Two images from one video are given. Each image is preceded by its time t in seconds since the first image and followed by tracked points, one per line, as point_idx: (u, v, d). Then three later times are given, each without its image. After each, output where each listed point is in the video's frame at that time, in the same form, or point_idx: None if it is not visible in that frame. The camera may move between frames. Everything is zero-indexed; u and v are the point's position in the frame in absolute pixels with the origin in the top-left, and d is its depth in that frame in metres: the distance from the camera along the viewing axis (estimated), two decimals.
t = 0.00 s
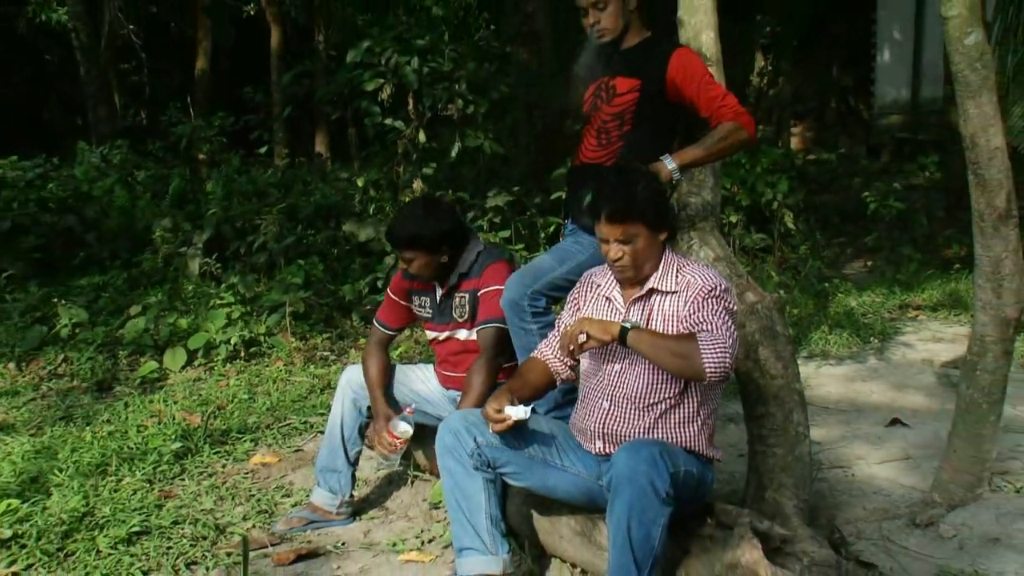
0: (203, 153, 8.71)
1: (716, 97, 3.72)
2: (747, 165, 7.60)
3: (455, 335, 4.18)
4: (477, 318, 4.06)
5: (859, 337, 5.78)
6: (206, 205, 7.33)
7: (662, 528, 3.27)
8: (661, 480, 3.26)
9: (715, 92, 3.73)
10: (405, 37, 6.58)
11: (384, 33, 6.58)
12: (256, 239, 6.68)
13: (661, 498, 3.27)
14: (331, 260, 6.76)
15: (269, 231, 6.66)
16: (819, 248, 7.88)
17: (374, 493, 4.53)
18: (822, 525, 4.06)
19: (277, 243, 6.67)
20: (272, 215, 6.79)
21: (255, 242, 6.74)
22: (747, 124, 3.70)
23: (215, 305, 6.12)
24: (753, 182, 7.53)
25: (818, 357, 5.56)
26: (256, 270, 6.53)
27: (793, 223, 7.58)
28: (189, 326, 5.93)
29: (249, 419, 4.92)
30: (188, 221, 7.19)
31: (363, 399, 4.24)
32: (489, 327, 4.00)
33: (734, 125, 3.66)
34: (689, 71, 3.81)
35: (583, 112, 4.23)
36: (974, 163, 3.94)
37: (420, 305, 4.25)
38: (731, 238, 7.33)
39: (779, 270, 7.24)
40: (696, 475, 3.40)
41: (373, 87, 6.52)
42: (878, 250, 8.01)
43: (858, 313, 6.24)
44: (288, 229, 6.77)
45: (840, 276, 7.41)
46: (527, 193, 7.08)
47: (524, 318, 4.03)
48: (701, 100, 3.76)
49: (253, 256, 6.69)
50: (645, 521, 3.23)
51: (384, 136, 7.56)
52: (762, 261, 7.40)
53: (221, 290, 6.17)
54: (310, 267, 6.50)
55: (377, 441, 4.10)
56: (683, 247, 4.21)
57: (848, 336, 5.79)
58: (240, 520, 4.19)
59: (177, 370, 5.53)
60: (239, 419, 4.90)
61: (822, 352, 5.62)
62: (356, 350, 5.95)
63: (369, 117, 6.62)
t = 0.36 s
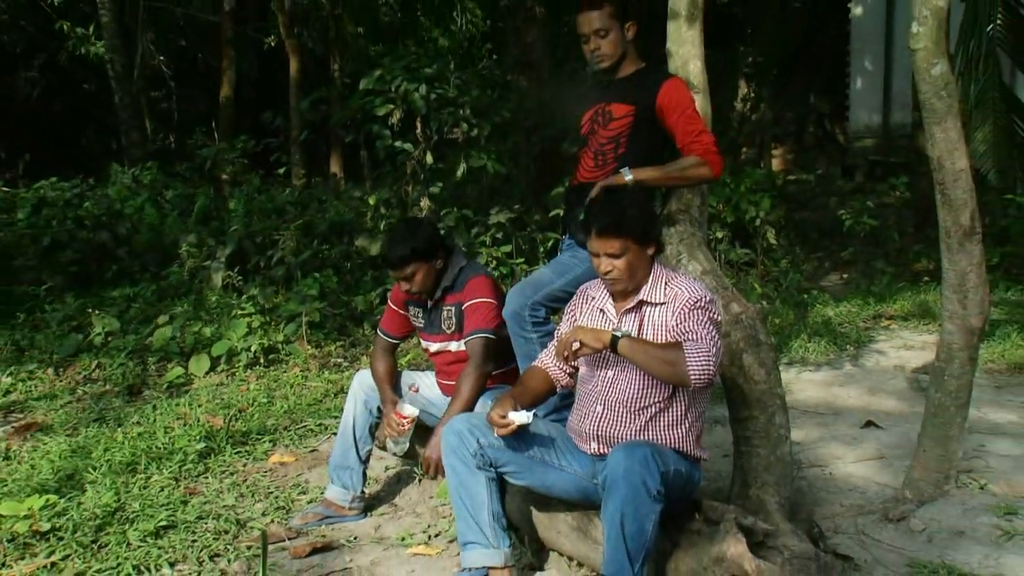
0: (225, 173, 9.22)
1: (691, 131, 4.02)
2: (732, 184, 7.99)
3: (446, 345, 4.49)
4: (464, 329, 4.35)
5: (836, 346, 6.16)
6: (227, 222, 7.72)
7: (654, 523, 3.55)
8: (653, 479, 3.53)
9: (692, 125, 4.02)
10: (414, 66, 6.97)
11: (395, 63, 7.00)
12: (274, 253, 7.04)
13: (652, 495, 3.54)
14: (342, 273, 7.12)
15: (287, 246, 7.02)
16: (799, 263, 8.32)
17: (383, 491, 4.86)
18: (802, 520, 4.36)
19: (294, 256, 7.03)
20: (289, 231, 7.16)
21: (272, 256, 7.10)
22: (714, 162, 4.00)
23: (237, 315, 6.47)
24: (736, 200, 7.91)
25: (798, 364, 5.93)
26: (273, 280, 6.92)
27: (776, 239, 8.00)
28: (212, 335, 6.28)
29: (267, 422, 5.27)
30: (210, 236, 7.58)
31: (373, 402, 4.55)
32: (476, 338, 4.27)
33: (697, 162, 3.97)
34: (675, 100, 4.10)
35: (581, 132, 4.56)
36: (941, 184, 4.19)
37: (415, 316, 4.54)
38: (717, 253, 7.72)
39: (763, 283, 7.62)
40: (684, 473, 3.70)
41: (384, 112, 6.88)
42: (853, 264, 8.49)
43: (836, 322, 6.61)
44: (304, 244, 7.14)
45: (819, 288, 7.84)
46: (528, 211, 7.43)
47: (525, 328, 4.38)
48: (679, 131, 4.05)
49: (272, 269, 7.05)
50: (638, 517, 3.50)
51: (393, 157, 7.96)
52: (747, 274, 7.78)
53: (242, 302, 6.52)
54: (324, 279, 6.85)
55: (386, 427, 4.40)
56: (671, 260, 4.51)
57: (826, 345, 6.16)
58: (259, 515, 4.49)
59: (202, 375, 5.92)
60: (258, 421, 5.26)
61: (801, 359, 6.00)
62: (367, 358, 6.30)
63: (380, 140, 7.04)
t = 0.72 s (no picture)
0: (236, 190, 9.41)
1: (681, 142, 4.17)
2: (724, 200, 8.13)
3: (444, 354, 4.65)
4: (461, 338, 4.49)
5: (825, 355, 6.33)
6: (237, 236, 7.91)
7: (650, 527, 3.69)
8: (649, 485, 3.67)
9: (681, 136, 4.18)
10: (418, 85, 7.16)
11: (399, 83, 7.19)
12: (283, 266, 7.23)
13: (649, 501, 3.68)
14: (348, 285, 7.29)
15: (295, 259, 7.21)
16: (789, 276, 8.50)
17: (388, 497, 5.01)
18: (793, 524, 4.51)
19: (303, 269, 7.21)
20: (297, 244, 7.34)
21: (281, 269, 7.28)
22: (705, 170, 4.15)
23: (247, 325, 6.64)
24: (729, 215, 8.03)
25: (789, 373, 6.10)
26: (281, 292, 7.12)
27: (767, 252, 8.16)
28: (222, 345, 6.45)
29: (276, 429, 5.44)
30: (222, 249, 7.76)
31: (377, 409, 4.70)
32: (473, 348, 4.39)
33: (689, 172, 4.11)
34: (663, 113, 4.26)
35: (577, 150, 4.73)
36: (926, 200, 4.36)
37: (416, 325, 4.72)
38: (710, 265, 7.91)
39: (755, 294, 7.81)
40: (680, 479, 3.85)
41: (389, 130, 7.06)
42: (841, 277, 8.69)
43: (825, 333, 6.78)
44: (313, 257, 7.31)
45: (808, 300, 8.03)
46: (527, 225, 7.61)
47: (525, 338, 4.56)
48: (669, 143, 4.20)
49: (281, 281, 7.24)
50: (634, 522, 3.64)
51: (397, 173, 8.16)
52: (739, 286, 7.96)
53: (251, 314, 6.70)
54: (331, 291, 7.02)
55: (388, 432, 4.57)
56: (667, 273, 4.65)
57: (815, 354, 6.33)
58: (267, 519, 4.63)
59: (213, 383, 6.08)
60: (267, 428, 5.43)
61: (792, 367, 6.18)
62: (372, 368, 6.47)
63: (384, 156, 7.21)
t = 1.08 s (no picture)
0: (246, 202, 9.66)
1: (673, 148, 4.36)
2: (718, 211, 8.34)
3: (452, 362, 4.85)
4: (472, 344, 4.71)
5: (814, 361, 6.55)
6: (248, 247, 8.16)
7: (645, 526, 3.87)
8: (644, 486, 3.85)
9: (671, 142, 4.38)
10: (422, 103, 7.39)
11: (405, 99, 7.41)
12: (293, 277, 7.47)
13: (643, 501, 3.86)
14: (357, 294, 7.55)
15: (303, 268, 7.44)
16: (781, 284, 8.73)
17: (394, 498, 5.21)
18: (783, 524, 4.70)
19: (311, 278, 7.44)
20: (306, 254, 7.57)
21: (291, 279, 7.52)
22: (699, 170, 4.31)
23: (258, 333, 6.87)
24: (722, 226, 8.24)
25: (779, 378, 6.32)
26: (292, 302, 7.37)
27: (759, 262, 8.37)
28: (234, 351, 6.68)
29: (286, 432, 5.65)
30: (233, 259, 8.00)
31: (383, 413, 4.90)
32: (482, 354, 4.63)
33: (683, 174, 4.28)
34: (650, 124, 4.48)
35: (573, 165, 4.93)
36: (909, 213, 4.54)
37: (425, 335, 4.93)
38: (703, 274, 8.13)
39: (747, 303, 8.03)
40: (673, 480, 4.04)
41: (395, 145, 7.27)
42: (829, 286, 8.91)
43: (814, 340, 7.00)
44: (321, 267, 7.54)
45: (799, 308, 8.26)
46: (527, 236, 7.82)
47: (523, 345, 4.72)
48: (661, 151, 4.40)
49: (291, 290, 7.48)
50: (630, 522, 3.82)
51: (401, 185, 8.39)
52: (731, 294, 8.17)
53: (262, 322, 6.92)
54: (338, 299, 7.24)
55: (393, 442, 4.79)
56: (661, 282, 4.87)
57: (805, 360, 6.55)
58: (278, 519, 4.82)
59: (225, 388, 6.30)
60: (278, 431, 5.64)
61: (782, 373, 6.40)
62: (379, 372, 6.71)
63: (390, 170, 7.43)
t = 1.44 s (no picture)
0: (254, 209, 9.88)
1: (664, 155, 4.51)
2: (712, 218, 8.52)
3: (459, 363, 5.03)
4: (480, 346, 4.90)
5: (804, 364, 6.74)
6: (258, 254, 8.37)
7: (641, 524, 4.04)
8: (640, 485, 4.02)
9: (661, 149, 4.54)
10: (426, 115, 7.59)
11: (409, 112, 7.61)
12: (302, 283, 7.68)
13: (639, 500, 4.03)
14: (364, 299, 7.75)
15: (311, 275, 7.64)
16: (773, 289, 8.93)
17: (398, 496, 5.39)
18: (774, 521, 4.88)
19: (318, 284, 7.65)
20: (314, 261, 7.78)
21: (300, 285, 7.73)
22: (690, 174, 4.46)
23: (267, 337, 7.07)
24: (716, 234, 8.43)
25: (771, 381, 6.52)
26: (300, 307, 7.58)
27: (751, 268, 8.55)
28: (244, 355, 6.88)
29: (295, 432, 5.84)
30: (243, 265, 8.22)
31: (387, 415, 5.08)
32: (489, 355, 4.80)
33: (676, 179, 4.42)
34: (640, 135, 4.66)
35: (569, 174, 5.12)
36: (895, 221, 4.71)
37: (433, 338, 5.13)
38: (697, 280, 8.32)
39: (740, 308, 8.23)
40: (668, 479, 4.21)
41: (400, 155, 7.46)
42: (819, 291, 9.11)
43: (804, 343, 7.19)
44: (328, 273, 7.75)
45: (789, 313, 8.46)
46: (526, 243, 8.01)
47: (524, 351, 4.92)
48: (653, 158, 4.55)
49: (300, 296, 7.69)
50: (627, 519, 3.98)
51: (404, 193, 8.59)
52: (725, 300, 8.36)
53: (271, 327, 7.13)
54: (345, 304, 7.44)
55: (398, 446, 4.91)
56: (657, 287, 4.98)
57: (796, 363, 6.74)
58: (286, 516, 5.00)
59: (236, 390, 6.49)
60: (287, 432, 5.83)
61: (773, 376, 6.59)
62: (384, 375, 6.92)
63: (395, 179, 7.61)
